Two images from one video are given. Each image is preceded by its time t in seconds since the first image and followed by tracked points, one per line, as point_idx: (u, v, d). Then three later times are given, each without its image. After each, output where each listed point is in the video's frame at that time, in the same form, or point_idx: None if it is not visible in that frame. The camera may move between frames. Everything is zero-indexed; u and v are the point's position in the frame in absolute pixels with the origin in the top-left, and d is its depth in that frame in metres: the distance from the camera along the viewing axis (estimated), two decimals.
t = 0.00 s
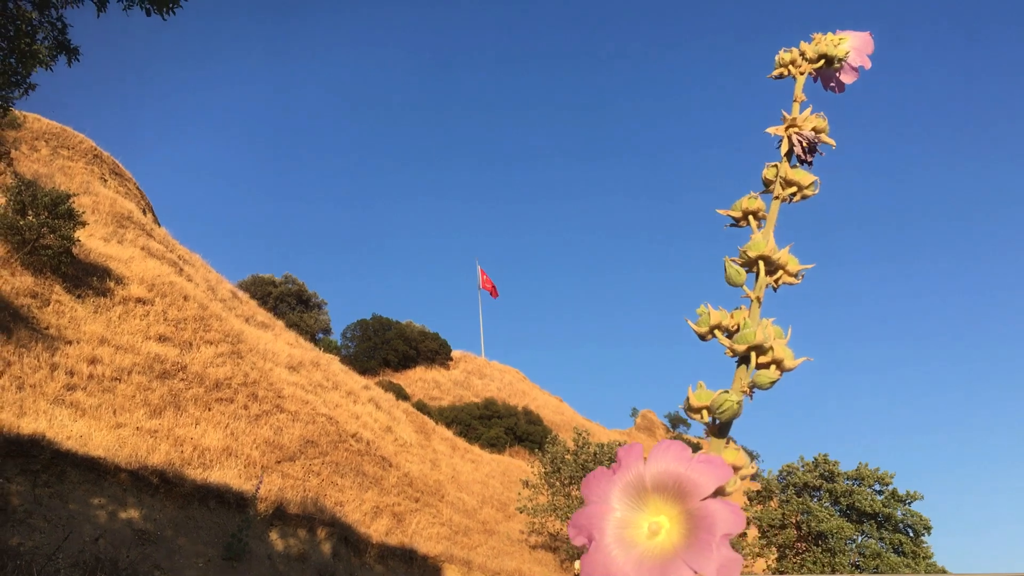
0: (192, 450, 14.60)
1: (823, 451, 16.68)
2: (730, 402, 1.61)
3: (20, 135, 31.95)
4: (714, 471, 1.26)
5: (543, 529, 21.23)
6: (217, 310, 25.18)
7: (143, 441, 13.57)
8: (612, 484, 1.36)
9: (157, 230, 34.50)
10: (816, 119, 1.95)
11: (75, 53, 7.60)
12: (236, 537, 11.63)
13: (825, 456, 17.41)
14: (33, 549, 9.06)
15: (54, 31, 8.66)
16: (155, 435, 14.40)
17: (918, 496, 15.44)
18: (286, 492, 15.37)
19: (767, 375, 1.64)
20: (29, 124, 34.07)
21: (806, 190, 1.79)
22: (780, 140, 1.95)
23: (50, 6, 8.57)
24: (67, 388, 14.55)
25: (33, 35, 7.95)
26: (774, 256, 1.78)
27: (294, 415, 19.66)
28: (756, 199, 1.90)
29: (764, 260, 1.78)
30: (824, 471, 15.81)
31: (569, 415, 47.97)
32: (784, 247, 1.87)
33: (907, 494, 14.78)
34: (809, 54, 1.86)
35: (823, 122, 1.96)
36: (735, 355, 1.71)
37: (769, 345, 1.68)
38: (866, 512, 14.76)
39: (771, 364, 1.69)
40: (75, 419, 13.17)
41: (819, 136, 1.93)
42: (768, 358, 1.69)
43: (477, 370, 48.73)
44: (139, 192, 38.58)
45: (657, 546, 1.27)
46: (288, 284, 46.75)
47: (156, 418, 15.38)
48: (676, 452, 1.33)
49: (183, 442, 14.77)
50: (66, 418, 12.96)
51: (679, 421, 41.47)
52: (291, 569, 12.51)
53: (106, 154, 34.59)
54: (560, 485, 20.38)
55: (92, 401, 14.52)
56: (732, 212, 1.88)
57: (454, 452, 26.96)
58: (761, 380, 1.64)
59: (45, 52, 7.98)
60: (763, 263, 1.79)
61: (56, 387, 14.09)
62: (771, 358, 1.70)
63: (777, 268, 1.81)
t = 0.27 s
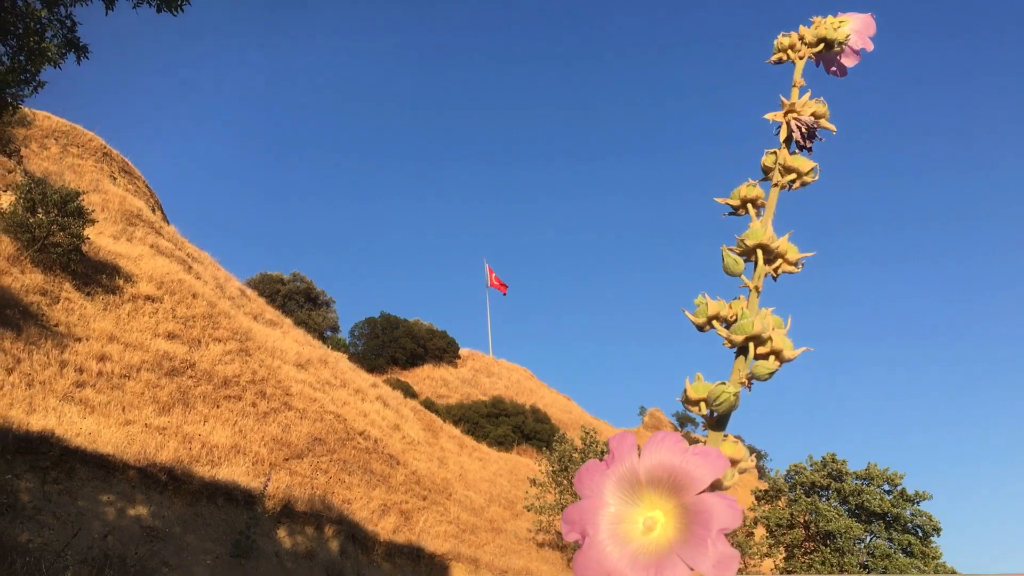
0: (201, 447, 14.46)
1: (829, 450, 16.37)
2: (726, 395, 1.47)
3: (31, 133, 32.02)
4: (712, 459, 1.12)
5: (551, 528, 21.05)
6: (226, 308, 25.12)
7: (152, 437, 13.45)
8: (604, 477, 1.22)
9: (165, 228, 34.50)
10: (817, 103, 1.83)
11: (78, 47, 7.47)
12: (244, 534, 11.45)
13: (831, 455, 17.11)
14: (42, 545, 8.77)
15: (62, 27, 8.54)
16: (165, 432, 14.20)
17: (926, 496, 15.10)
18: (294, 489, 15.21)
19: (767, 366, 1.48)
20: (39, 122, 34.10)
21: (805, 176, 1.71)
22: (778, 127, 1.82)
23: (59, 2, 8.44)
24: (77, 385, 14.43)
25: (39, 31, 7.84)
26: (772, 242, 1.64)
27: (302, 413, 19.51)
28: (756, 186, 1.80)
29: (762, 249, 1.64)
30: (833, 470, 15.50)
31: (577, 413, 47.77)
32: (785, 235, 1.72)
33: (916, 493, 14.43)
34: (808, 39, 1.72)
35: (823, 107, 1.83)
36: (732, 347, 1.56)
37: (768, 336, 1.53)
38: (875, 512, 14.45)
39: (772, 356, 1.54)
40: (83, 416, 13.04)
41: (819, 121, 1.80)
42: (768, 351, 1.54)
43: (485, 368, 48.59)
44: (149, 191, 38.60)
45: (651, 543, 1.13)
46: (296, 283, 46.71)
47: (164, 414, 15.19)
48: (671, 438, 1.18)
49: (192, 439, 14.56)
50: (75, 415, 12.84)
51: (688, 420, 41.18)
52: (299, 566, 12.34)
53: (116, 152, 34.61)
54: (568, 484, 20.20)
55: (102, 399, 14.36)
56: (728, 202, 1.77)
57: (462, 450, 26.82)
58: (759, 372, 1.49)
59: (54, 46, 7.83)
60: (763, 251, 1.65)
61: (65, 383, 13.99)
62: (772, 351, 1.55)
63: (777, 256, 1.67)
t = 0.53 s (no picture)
0: (198, 446, 14.47)
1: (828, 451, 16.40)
2: (737, 381, 1.47)
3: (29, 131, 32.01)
4: (717, 450, 1.14)
5: (548, 529, 21.08)
6: (224, 307, 25.13)
7: (149, 436, 13.46)
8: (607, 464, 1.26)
9: (163, 226, 34.51)
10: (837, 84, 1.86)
11: (78, 45, 7.49)
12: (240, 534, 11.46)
13: (829, 456, 17.14)
14: (37, 544, 8.78)
15: (59, 26, 8.56)
16: (161, 431, 14.25)
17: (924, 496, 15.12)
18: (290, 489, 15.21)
19: (780, 353, 1.51)
20: (37, 121, 34.13)
21: (823, 159, 1.70)
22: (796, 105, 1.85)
23: None
24: (73, 383, 14.44)
25: (37, 28, 7.89)
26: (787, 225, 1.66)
27: (299, 412, 19.56)
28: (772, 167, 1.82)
29: (776, 231, 1.67)
30: (830, 471, 15.51)
31: (575, 413, 47.81)
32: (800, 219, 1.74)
33: (913, 495, 14.44)
34: (829, 16, 1.74)
35: (842, 86, 1.85)
36: (744, 332, 1.59)
37: (779, 323, 1.55)
38: (872, 513, 14.46)
39: (785, 342, 1.57)
40: (80, 415, 13.05)
41: (838, 100, 1.82)
42: (782, 336, 1.57)
43: (483, 368, 48.62)
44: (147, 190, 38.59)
45: (654, 533, 1.15)
46: (294, 282, 46.74)
47: (162, 413, 15.24)
48: (678, 430, 1.21)
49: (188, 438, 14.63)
50: (72, 414, 12.87)
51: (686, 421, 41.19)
52: (294, 566, 12.35)
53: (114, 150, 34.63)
54: (565, 484, 20.23)
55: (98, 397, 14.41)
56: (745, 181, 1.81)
57: (459, 450, 26.84)
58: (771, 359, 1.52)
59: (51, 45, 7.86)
60: (776, 234, 1.68)
61: (62, 382, 14.00)
62: (785, 336, 1.58)
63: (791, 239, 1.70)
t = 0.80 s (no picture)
0: (187, 450, 14.52)
1: (820, 456, 16.61)
2: (736, 372, 1.49)
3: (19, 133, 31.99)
4: (716, 450, 1.15)
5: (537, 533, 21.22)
6: (214, 310, 25.16)
7: (138, 440, 13.49)
8: (600, 461, 1.24)
9: (154, 229, 34.50)
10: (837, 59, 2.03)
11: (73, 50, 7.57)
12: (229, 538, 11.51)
13: (821, 462, 17.35)
14: (25, 548, 8.81)
15: (49, 27, 8.61)
16: (150, 434, 14.30)
17: (915, 502, 15.35)
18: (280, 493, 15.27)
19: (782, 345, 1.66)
20: (28, 122, 34.08)
21: (827, 134, 1.90)
22: (802, 80, 2.06)
23: (47, 1, 8.53)
24: (62, 386, 14.45)
25: (33, 33, 8.00)
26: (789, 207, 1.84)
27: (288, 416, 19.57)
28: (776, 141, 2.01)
29: (777, 214, 1.85)
30: (821, 477, 15.74)
31: (565, 418, 47.98)
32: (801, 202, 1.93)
33: (903, 501, 14.66)
34: None
35: (846, 60, 2.04)
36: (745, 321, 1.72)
37: (781, 311, 1.72)
38: (862, 518, 14.68)
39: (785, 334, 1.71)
40: (68, 418, 13.07)
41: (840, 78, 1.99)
42: (782, 326, 1.72)
43: (474, 372, 48.71)
44: (137, 192, 38.54)
45: (652, 534, 1.17)
46: (285, 285, 46.74)
47: (151, 417, 15.27)
48: (674, 427, 1.21)
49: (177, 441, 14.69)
50: (60, 417, 12.90)
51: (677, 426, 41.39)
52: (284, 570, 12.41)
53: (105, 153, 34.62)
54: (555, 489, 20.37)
55: (86, 400, 14.46)
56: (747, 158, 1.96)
57: (450, 455, 26.93)
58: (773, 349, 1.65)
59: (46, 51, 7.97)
60: (778, 216, 1.85)
61: (50, 384, 14.02)
62: (785, 326, 1.72)
63: (791, 223, 1.89)
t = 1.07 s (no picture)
0: (179, 452, 14.61)
1: (814, 459, 16.84)
2: (719, 378, 1.42)
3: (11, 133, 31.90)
4: (700, 456, 1.11)
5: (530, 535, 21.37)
6: (206, 311, 25.21)
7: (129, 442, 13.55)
8: (580, 468, 1.19)
9: (147, 230, 34.47)
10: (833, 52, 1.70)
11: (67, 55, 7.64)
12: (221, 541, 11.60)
13: (815, 465, 17.56)
14: (17, 550, 8.88)
15: (40, 28, 8.68)
16: (141, 437, 14.35)
17: (907, 505, 15.57)
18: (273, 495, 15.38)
19: (764, 349, 1.49)
20: (21, 123, 34.08)
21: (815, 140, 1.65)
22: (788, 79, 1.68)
23: (41, 3, 8.62)
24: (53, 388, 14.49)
25: (24, 36, 8.05)
26: (775, 209, 1.66)
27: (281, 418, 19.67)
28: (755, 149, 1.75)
29: (764, 217, 1.67)
30: (814, 480, 15.95)
31: (558, 420, 48.15)
32: (788, 204, 1.74)
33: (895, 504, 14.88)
34: None
35: (836, 58, 1.69)
36: (727, 325, 1.57)
37: (766, 315, 1.53)
38: (853, 521, 14.92)
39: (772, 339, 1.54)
40: (59, 420, 13.10)
41: (833, 75, 1.67)
42: (767, 330, 1.55)
43: (467, 374, 48.82)
44: (130, 193, 38.58)
45: (630, 544, 1.12)
46: (278, 286, 46.78)
47: (142, 419, 15.31)
48: (657, 432, 1.17)
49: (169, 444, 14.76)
50: (51, 419, 12.96)
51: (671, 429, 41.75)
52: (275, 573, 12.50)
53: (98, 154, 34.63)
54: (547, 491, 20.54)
55: (78, 402, 14.50)
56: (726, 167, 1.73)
57: (443, 457, 27.04)
58: (754, 355, 1.50)
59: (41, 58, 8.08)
60: (764, 219, 1.68)
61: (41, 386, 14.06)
62: (771, 331, 1.54)
63: (778, 225, 1.70)
